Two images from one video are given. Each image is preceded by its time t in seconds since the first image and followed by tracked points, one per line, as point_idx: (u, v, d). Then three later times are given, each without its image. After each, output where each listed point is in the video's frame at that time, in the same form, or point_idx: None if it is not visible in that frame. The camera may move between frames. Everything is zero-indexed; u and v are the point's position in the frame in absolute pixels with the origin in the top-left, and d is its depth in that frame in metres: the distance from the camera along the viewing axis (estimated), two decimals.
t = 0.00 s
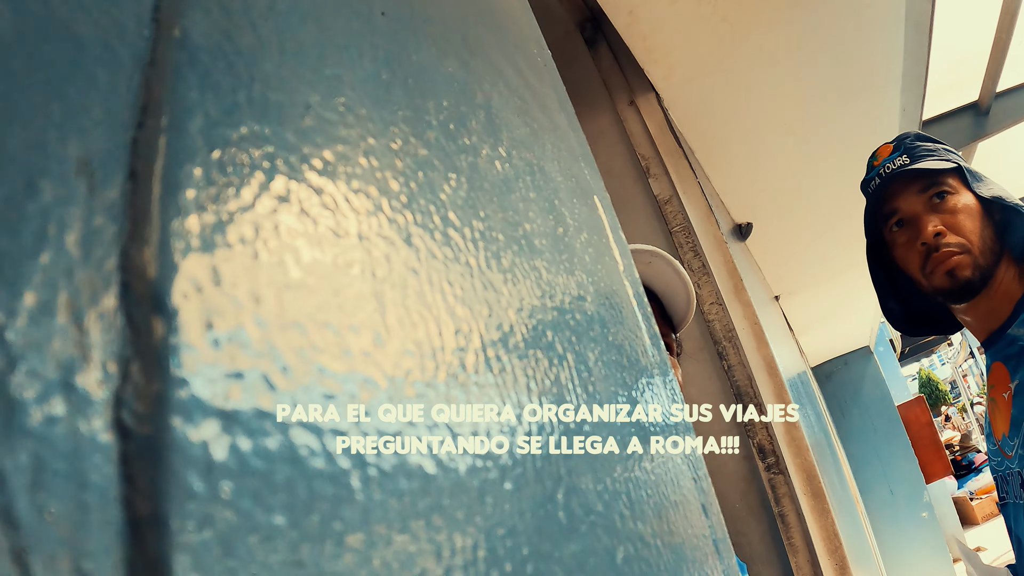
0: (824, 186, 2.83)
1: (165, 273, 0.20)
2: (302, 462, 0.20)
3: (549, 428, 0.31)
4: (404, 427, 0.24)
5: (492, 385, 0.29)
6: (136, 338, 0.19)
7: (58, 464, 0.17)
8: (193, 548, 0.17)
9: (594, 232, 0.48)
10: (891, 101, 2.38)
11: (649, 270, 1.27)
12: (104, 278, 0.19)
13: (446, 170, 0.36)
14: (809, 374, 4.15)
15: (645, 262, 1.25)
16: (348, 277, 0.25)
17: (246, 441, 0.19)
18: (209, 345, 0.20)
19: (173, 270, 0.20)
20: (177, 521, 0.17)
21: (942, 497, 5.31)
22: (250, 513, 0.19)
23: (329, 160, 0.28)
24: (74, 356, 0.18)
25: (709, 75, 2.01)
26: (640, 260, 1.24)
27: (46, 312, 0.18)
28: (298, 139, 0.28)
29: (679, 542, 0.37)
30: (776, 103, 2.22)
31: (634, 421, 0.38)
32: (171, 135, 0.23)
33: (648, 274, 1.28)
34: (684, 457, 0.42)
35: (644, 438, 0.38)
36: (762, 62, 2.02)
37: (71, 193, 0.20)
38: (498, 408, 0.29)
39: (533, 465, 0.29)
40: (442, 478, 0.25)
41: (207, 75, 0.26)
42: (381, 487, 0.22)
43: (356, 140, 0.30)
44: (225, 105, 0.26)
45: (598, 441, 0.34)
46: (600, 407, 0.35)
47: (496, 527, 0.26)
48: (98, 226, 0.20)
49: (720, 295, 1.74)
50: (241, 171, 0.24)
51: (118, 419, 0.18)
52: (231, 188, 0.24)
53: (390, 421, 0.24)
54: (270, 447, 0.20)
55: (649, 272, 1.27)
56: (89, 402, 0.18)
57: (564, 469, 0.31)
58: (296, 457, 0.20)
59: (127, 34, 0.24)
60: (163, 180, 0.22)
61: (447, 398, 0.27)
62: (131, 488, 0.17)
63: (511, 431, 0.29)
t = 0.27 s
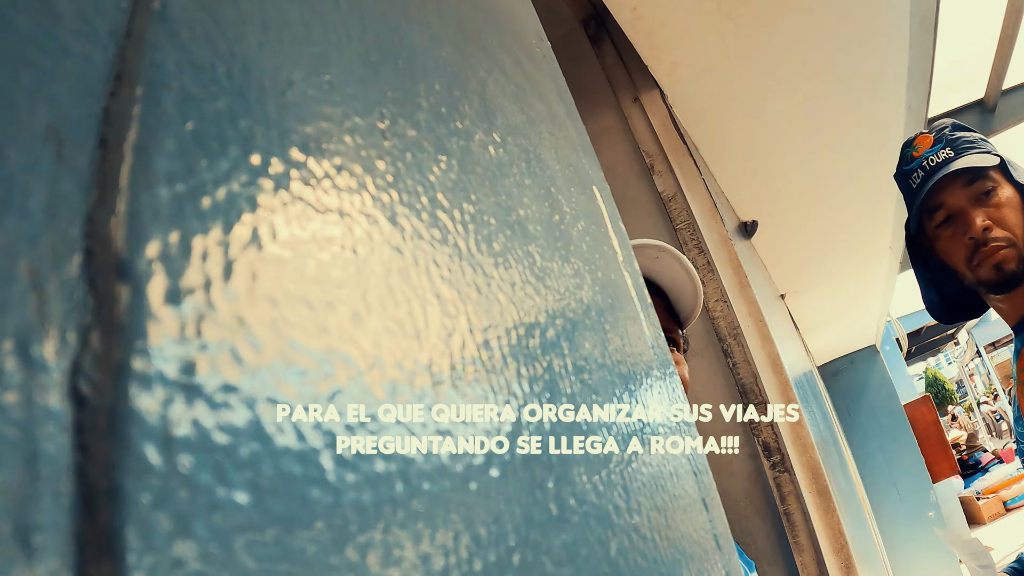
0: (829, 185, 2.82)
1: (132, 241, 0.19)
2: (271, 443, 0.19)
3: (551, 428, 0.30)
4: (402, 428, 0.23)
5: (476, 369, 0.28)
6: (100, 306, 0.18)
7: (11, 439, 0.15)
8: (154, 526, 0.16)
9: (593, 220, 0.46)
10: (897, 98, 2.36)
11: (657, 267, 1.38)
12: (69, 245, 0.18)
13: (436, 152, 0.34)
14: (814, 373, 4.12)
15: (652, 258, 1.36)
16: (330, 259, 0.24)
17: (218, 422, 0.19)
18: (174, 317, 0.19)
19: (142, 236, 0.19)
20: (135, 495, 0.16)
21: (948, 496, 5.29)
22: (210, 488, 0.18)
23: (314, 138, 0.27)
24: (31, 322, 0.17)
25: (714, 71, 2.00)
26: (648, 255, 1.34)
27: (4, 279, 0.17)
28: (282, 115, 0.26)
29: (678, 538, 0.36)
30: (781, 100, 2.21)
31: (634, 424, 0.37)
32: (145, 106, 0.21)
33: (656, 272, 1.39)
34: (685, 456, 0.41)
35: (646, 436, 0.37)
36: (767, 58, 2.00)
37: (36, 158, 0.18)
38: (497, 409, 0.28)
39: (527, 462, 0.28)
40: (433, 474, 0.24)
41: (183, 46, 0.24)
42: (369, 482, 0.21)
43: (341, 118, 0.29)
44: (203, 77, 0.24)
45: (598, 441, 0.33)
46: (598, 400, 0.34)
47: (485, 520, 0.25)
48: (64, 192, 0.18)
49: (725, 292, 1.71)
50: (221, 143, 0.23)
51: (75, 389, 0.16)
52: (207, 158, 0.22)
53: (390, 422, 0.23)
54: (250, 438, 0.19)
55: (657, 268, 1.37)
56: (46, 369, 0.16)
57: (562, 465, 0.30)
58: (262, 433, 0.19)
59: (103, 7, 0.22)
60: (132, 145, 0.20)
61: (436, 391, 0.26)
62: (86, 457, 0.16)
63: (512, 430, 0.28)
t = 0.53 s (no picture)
0: (833, 185, 2.81)
1: (122, 230, 0.18)
2: (261, 436, 0.19)
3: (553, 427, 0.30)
4: (400, 426, 0.23)
5: (473, 364, 0.28)
6: (88, 294, 0.17)
7: None
8: (139, 520, 0.16)
9: (594, 216, 0.46)
10: (902, 97, 2.35)
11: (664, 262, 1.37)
12: (58, 233, 0.18)
13: (435, 145, 0.33)
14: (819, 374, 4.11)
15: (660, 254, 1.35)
16: (326, 252, 0.23)
17: (211, 416, 0.18)
18: (164, 307, 0.18)
19: (132, 223, 0.19)
20: (121, 486, 0.16)
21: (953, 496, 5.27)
22: (197, 479, 0.17)
23: (311, 130, 0.26)
24: (18, 309, 0.16)
25: (718, 70, 1.99)
26: (655, 252, 1.34)
27: None
28: (277, 106, 0.26)
29: (679, 538, 0.35)
30: (786, 99, 2.20)
31: (634, 423, 0.36)
32: (137, 95, 0.21)
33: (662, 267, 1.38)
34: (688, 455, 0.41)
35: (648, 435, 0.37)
36: (772, 58, 1.99)
37: (26, 146, 0.18)
38: (497, 408, 0.27)
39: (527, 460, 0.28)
40: (431, 471, 0.23)
41: (177, 38, 0.23)
42: (365, 478, 0.21)
43: (337, 111, 0.28)
44: (197, 69, 0.23)
45: (598, 441, 0.32)
46: (599, 398, 0.34)
47: (482, 516, 0.24)
48: (54, 180, 0.18)
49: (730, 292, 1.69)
50: (214, 134, 0.23)
51: (61, 376, 0.16)
52: (200, 148, 0.22)
53: (389, 421, 0.23)
54: (244, 434, 0.19)
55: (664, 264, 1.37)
56: (29, 356, 0.16)
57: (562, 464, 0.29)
58: (253, 424, 0.19)
59: None
60: (122, 133, 0.20)
61: (432, 386, 0.25)
62: (71, 445, 0.16)
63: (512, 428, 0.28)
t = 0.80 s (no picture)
0: (838, 185, 2.80)
1: (120, 223, 0.19)
2: (260, 429, 0.19)
3: (554, 425, 0.30)
4: (400, 427, 0.23)
5: (476, 362, 0.27)
6: (85, 287, 0.18)
7: None
8: (133, 514, 0.16)
9: (597, 215, 0.45)
10: (906, 96, 2.34)
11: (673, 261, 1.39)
12: (55, 226, 0.18)
13: (437, 143, 0.33)
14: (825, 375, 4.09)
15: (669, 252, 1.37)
16: (327, 246, 0.23)
17: (207, 411, 0.18)
18: (161, 301, 0.18)
19: (130, 214, 0.19)
20: (116, 479, 0.16)
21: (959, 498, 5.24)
22: (193, 476, 0.17)
23: (312, 125, 0.26)
24: (17, 302, 0.17)
25: (722, 70, 1.98)
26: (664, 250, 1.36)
27: None
28: (278, 101, 0.25)
29: (683, 541, 0.35)
30: (790, 99, 2.19)
31: (637, 423, 0.36)
32: (136, 90, 0.21)
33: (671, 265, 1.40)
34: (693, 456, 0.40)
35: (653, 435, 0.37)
36: (775, 57, 1.98)
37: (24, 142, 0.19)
38: (500, 407, 0.27)
39: (528, 458, 0.27)
40: (433, 467, 0.23)
41: (176, 32, 0.23)
42: (362, 474, 0.21)
43: (338, 107, 0.28)
44: (196, 62, 0.23)
45: (599, 441, 0.32)
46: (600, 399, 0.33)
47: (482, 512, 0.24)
48: (53, 174, 0.19)
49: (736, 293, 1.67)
50: (213, 129, 0.23)
51: (57, 369, 0.16)
52: (199, 139, 0.22)
53: (388, 422, 0.22)
54: (246, 428, 0.19)
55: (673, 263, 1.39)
56: (26, 352, 0.16)
57: (564, 462, 0.29)
58: (250, 419, 0.19)
59: None
60: (119, 128, 0.20)
61: (433, 383, 0.25)
62: (66, 439, 0.16)
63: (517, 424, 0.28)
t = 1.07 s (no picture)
0: (843, 186, 2.80)
1: (137, 223, 0.19)
2: (276, 427, 0.19)
3: (562, 425, 0.30)
4: (402, 429, 0.22)
5: (486, 361, 0.28)
6: (104, 285, 0.18)
7: (19, 412, 0.16)
8: (154, 508, 0.16)
9: (604, 216, 0.45)
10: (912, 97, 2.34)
11: (696, 261, 1.43)
12: (74, 226, 0.18)
13: (446, 144, 0.33)
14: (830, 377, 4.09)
15: (693, 253, 1.41)
16: (339, 245, 0.24)
17: (223, 409, 0.18)
18: (179, 299, 0.19)
19: (147, 212, 0.19)
20: (137, 473, 0.16)
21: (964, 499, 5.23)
22: (211, 472, 0.18)
23: (324, 126, 0.26)
24: (36, 301, 0.17)
25: (728, 70, 1.98)
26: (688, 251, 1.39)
27: (12, 256, 0.18)
28: (290, 103, 0.26)
29: (692, 541, 0.35)
30: (795, 100, 2.19)
31: (644, 423, 0.36)
32: (152, 92, 0.21)
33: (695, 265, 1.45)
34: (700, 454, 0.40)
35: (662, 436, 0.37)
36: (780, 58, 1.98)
37: (43, 142, 0.19)
38: (509, 406, 0.28)
39: (537, 457, 0.28)
40: (444, 466, 0.23)
41: (191, 35, 0.24)
42: (375, 471, 0.21)
43: (349, 109, 0.28)
44: (210, 64, 0.24)
45: (601, 442, 0.32)
46: (608, 400, 0.34)
47: (492, 508, 0.24)
48: (72, 175, 0.19)
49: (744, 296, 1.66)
50: (228, 129, 0.23)
51: (78, 366, 0.17)
52: (214, 140, 0.22)
53: (390, 422, 0.22)
54: (261, 427, 0.19)
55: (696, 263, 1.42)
56: (49, 348, 0.17)
57: (572, 460, 0.29)
58: (267, 417, 0.19)
59: None
60: (137, 132, 0.20)
61: (444, 382, 0.25)
62: (87, 435, 0.16)
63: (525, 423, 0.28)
